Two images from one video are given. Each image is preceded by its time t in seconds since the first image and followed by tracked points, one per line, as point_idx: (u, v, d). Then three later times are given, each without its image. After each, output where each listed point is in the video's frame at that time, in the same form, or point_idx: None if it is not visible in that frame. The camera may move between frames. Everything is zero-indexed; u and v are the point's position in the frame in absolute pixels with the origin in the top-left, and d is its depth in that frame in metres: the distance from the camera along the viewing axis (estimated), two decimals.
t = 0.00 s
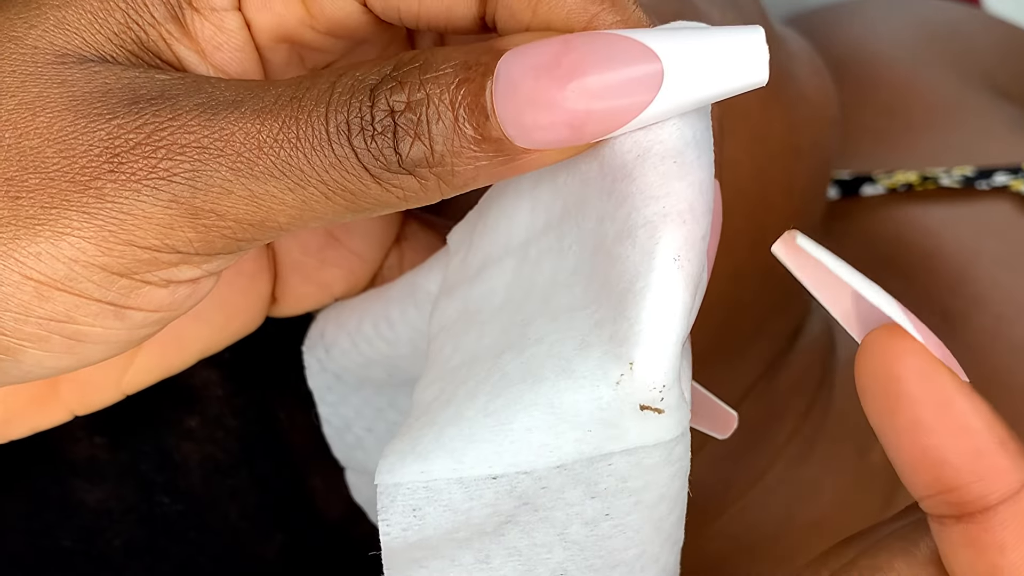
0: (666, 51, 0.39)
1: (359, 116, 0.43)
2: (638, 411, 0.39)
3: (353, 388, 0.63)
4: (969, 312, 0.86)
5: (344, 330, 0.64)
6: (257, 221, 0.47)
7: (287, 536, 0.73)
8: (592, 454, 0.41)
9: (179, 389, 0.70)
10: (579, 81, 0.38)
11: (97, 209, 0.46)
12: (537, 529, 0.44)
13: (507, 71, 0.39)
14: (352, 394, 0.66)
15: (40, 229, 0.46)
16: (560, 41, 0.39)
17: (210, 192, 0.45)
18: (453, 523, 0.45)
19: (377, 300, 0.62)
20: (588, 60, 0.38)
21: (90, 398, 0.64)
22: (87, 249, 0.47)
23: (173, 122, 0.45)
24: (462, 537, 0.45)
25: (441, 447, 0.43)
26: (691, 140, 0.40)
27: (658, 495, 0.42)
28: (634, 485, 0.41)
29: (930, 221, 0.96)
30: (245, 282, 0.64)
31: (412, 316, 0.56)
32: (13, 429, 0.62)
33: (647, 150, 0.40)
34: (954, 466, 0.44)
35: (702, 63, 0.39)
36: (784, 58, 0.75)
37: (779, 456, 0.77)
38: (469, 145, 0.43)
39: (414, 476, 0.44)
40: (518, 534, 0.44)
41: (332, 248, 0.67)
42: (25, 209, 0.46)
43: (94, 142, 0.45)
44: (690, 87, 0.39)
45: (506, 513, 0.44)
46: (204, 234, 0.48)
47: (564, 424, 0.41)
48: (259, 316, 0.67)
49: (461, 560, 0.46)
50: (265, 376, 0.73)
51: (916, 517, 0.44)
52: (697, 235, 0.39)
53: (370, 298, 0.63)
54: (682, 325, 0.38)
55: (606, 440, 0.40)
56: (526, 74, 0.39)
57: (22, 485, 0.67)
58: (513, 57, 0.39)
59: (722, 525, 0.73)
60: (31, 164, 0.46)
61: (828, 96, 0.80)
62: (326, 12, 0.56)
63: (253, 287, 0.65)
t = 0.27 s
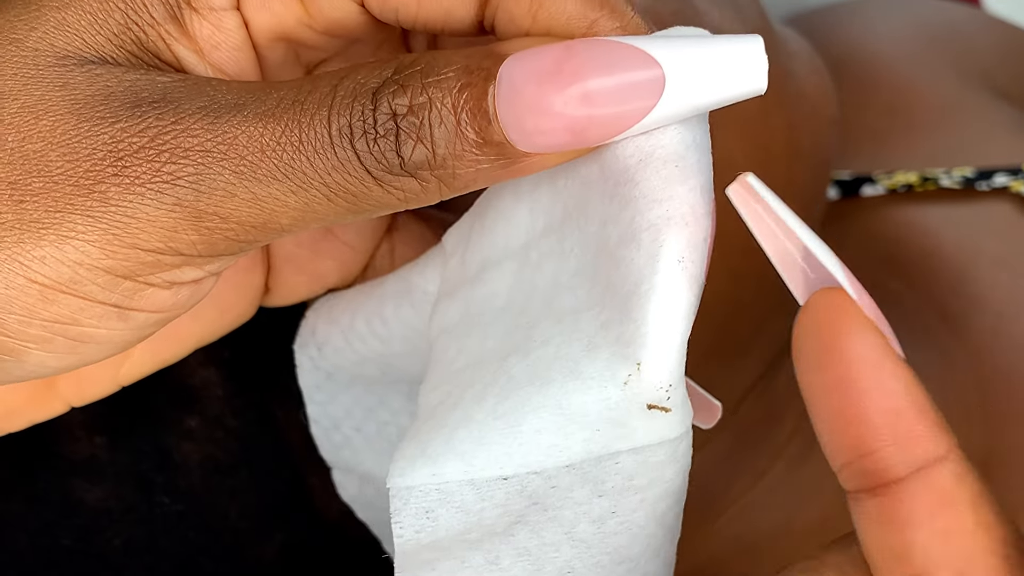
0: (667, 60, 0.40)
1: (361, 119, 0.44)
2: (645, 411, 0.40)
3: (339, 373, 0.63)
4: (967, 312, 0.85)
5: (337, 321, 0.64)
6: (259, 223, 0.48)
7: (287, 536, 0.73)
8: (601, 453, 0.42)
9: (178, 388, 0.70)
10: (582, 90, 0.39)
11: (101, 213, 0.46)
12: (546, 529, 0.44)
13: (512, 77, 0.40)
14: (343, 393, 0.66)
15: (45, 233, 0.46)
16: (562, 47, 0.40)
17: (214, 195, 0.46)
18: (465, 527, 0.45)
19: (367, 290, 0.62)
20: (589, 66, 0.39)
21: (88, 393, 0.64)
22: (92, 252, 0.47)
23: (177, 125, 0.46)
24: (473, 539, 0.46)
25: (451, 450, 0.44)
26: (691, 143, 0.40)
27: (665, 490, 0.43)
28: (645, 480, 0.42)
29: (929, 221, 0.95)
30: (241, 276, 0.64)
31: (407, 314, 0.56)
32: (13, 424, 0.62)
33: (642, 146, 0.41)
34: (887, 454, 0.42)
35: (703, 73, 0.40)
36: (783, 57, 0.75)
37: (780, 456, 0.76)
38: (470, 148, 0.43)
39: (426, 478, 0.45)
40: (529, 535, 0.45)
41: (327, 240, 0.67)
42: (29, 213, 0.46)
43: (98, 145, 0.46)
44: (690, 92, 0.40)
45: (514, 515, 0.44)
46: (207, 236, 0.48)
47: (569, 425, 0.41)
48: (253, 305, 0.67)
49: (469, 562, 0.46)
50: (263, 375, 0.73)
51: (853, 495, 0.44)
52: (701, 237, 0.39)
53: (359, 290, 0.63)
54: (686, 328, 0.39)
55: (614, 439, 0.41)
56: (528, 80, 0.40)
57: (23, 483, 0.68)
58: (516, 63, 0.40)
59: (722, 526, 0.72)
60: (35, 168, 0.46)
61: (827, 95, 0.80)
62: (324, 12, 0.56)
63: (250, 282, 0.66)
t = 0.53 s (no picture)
0: (674, 99, 0.41)
1: (376, 146, 0.43)
2: (629, 442, 0.41)
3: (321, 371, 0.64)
4: (966, 314, 0.89)
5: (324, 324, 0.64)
6: (273, 247, 0.47)
7: (287, 535, 0.73)
8: (586, 477, 0.42)
9: (179, 388, 0.70)
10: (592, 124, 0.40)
11: (117, 234, 0.46)
12: (529, 549, 0.44)
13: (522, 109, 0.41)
14: (334, 396, 0.65)
15: (63, 253, 0.46)
16: (574, 86, 0.41)
17: (231, 219, 0.45)
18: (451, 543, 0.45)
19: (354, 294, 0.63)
20: (599, 103, 0.40)
21: (91, 394, 0.64)
22: (107, 272, 0.47)
23: (195, 149, 0.45)
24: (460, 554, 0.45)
25: (443, 467, 0.44)
26: (691, 187, 0.42)
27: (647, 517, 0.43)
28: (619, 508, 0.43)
29: (930, 223, 0.97)
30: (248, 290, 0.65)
31: (402, 325, 0.56)
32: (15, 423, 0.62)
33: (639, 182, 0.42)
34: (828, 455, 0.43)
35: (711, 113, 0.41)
36: (783, 58, 0.75)
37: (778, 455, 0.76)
38: (479, 177, 0.43)
39: (416, 494, 0.44)
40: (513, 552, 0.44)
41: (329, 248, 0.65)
42: (46, 233, 0.46)
43: (115, 168, 0.45)
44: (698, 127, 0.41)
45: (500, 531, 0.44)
46: (222, 257, 0.48)
47: (569, 455, 0.41)
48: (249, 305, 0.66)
49: None
50: (264, 376, 0.72)
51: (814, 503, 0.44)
52: (693, 279, 0.40)
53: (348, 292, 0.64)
54: (669, 367, 0.40)
55: (600, 466, 0.41)
56: (541, 116, 0.40)
57: (23, 484, 0.67)
58: (528, 98, 0.41)
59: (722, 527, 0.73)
60: (51, 189, 0.46)
61: (828, 96, 0.80)
62: (339, 37, 0.56)
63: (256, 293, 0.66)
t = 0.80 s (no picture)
0: (684, 149, 0.42)
1: (395, 189, 0.43)
2: (633, 476, 0.43)
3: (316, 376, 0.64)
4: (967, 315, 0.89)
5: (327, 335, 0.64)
6: (294, 285, 0.47)
7: (287, 535, 0.74)
8: (590, 508, 0.44)
9: (179, 389, 0.69)
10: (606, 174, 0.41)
11: (142, 274, 0.46)
12: (536, 570, 0.46)
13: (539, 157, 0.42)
14: (333, 409, 0.65)
15: (88, 292, 0.46)
16: (591, 137, 0.41)
17: (253, 260, 0.45)
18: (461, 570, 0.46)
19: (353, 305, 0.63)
20: (615, 154, 0.41)
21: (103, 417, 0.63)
22: (130, 311, 0.47)
23: (217, 191, 0.45)
24: None
25: (452, 496, 0.45)
26: (699, 236, 0.43)
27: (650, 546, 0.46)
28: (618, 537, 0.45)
29: (930, 225, 0.98)
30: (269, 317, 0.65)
31: (407, 342, 0.57)
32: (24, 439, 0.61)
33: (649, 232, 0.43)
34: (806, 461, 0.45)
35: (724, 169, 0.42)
36: (783, 58, 0.75)
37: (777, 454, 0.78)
38: (496, 220, 0.43)
39: (427, 521, 0.45)
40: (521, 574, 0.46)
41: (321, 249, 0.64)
42: (72, 273, 0.46)
43: (140, 210, 0.45)
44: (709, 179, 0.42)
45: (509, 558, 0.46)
46: (244, 296, 0.47)
47: (571, 487, 0.44)
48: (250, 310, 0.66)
49: None
50: (264, 378, 0.72)
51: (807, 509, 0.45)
52: (696, 325, 0.42)
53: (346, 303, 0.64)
54: (671, 407, 0.43)
55: (602, 497, 0.44)
56: (559, 165, 0.41)
57: (24, 486, 0.67)
58: (545, 148, 0.41)
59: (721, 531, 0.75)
60: (77, 230, 0.46)
61: (827, 96, 0.80)
62: (359, 76, 0.55)
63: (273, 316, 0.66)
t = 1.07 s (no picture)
0: (637, 57, 0.39)
1: (344, 117, 0.44)
2: (599, 405, 0.41)
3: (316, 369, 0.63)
4: (967, 317, 0.89)
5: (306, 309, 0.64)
6: (243, 218, 0.47)
7: (288, 534, 0.71)
8: (558, 444, 0.42)
9: (179, 387, 0.69)
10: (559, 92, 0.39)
11: (89, 207, 0.47)
12: (507, 520, 0.43)
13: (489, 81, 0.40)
14: (323, 387, 0.65)
15: (35, 226, 0.47)
16: (538, 52, 0.40)
17: (199, 190, 0.46)
18: (427, 517, 0.44)
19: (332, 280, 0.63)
20: (565, 69, 0.39)
21: (70, 375, 0.64)
22: (81, 246, 0.48)
23: (163, 122, 0.46)
24: (438, 524, 0.44)
25: (417, 432, 0.44)
26: (660, 151, 0.40)
27: (623, 486, 0.43)
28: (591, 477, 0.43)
29: (929, 227, 0.97)
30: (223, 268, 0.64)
31: (384, 306, 0.56)
32: None
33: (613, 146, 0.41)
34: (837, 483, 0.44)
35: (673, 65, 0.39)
36: (783, 59, 0.75)
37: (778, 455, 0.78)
38: (449, 144, 0.43)
39: (390, 460, 0.44)
40: (491, 523, 0.44)
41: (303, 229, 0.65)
42: (20, 207, 0.47)
43: (86, 142, 0.46)
44: (666, 97, 0.39)
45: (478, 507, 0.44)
46: (194, 231, 0.48)
47: (533, 415, 0.42)
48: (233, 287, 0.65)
49: (434, 551, 0.44)
50: (260, 374, 0.70)
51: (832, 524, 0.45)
52: (664, 244, 0.40)
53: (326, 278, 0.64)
54: (641, 328, 0.40)
55: (567, 430, 0.42)
56: (505, 83, 0.40)
57: (22, 486, 0.67)
58: (493, 65, 0.40)
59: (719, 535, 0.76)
60: (25, 164, 0.47)
61: (828, 98, 0.80)
62: (310, 14, 0.55)
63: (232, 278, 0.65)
